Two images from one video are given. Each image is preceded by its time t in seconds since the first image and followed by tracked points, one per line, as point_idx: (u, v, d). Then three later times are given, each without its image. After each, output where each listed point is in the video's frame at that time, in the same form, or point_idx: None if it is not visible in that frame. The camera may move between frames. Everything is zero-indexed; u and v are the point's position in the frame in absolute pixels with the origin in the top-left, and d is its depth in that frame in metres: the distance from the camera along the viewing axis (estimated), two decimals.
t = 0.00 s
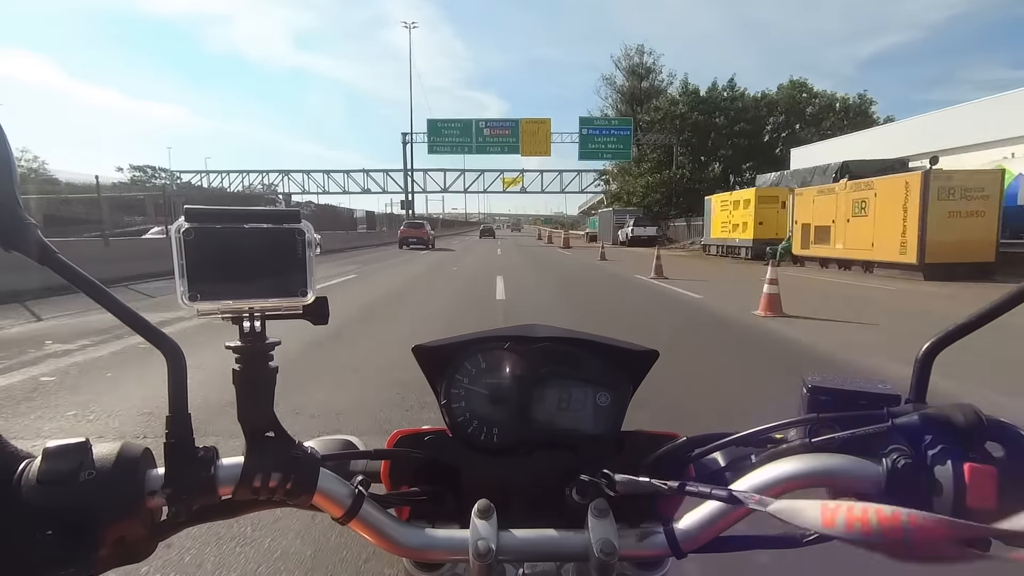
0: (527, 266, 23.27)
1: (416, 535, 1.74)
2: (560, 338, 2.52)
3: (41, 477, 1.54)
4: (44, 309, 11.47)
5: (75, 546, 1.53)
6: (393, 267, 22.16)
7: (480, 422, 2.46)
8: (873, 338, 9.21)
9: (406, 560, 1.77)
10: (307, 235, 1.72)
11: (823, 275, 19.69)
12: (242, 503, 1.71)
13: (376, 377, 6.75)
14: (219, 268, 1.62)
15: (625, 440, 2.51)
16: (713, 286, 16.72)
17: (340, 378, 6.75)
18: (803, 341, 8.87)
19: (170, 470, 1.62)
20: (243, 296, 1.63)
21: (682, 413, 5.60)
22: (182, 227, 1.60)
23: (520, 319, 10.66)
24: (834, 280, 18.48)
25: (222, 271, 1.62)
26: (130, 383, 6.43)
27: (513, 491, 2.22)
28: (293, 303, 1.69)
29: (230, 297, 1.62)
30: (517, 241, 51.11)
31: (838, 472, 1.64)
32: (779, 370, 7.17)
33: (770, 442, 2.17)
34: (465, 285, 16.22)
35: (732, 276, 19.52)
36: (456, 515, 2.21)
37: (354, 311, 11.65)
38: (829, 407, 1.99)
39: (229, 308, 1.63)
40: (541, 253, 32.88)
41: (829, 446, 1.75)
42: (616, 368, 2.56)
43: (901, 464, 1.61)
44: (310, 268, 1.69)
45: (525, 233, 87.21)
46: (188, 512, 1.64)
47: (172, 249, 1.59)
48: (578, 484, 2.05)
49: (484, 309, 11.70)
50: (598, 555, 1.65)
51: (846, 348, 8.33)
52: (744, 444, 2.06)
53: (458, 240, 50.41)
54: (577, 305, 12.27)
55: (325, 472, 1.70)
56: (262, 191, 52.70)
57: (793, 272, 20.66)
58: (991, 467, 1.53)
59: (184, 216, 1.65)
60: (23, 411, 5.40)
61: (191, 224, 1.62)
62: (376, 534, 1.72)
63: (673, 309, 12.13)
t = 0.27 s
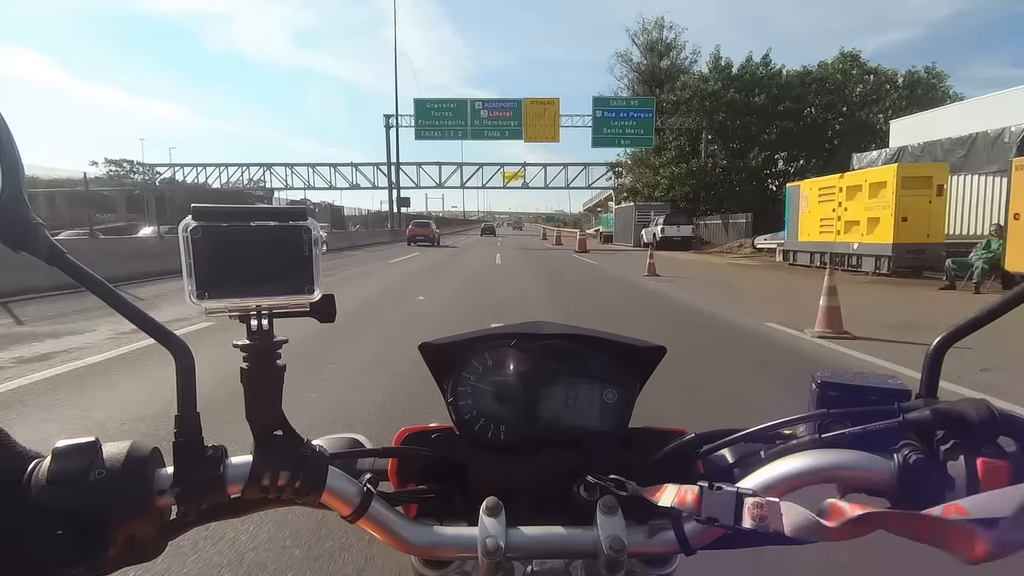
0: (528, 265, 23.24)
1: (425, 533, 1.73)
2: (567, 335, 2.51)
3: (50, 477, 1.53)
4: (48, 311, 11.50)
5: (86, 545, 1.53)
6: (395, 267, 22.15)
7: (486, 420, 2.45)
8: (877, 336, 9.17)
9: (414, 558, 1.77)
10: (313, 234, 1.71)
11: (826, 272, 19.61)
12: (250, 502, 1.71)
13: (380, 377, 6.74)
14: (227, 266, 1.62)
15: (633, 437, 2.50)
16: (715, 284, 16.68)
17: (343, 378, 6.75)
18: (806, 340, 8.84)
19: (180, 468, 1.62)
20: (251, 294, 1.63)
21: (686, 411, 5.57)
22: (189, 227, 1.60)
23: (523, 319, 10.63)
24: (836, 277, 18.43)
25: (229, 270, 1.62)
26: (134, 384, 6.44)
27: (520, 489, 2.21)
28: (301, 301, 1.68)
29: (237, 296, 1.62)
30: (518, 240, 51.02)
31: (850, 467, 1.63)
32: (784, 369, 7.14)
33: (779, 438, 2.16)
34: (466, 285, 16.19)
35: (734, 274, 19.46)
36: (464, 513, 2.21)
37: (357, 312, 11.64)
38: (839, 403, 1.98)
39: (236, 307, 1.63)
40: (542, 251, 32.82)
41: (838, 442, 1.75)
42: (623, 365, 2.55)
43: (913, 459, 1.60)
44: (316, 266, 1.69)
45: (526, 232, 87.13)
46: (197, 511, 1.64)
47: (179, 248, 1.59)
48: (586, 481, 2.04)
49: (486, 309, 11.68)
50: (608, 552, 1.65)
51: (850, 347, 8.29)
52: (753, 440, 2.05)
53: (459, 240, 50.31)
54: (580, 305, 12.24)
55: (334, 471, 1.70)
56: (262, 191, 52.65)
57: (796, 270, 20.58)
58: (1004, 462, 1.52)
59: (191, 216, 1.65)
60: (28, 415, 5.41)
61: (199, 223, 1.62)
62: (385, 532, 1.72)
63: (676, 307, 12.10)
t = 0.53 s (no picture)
0: (526, 267, 23.27)
1: (425, 541, 1.77)
2: (564, 343, 2.55)
3: (60, 490, 1.57)
4: (46, 314, 11.52)
5: (94, 556, 1.57)
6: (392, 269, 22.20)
7: (485, 428, 2.49)
8: (872, 339, 9.23)
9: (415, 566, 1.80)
10: (315, 248, 1.76)
11: (823, 272, 19.67)
12: (254, 513, 1.75)
13: (375, 382, 6.76)
14: (230, 282, 1.66)
15: (629, 444, 2.54)
16: (712, 285, 16.74)
17: (341, 383, 6.77)
18: (801, 342, 8.88)
19: (186, 480, 1.66)
20: (255, 310, 1.67)
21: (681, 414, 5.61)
22: (194, 244, 1.64)
23: (518, 323, 10.67)
24: (833, 278, 18.48)
25: (234, 285, 1.66)
26: (134, 389, 6.47)
27: (519, 497, 2.25)
28: (302, 314, 1.73)
29: (242, 311, 1.66)
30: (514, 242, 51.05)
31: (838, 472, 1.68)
32: (781, 372, 7.17)
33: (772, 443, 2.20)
34: (464, 287, 16.22)
35: (731, 275, 19.53)
36: (464, 520, 2.25)
37: (355, 315, 11.67)
38: (828, 409, 2.03)
39: (241, 321, 1.67)
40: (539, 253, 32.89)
41: (828, 447, 1.79)
42: (619, 373, 2.59)
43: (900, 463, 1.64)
44: (318, 281, 1.73)
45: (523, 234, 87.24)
46: (202, 522, 1.67)
47: (185, 264, 1.63)
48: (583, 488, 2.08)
49: (484, 311, 11.71)
50: (605, 558, 1.69)
51: (845, 349, 8.34)
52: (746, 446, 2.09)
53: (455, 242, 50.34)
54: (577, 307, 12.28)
55: (335, 481, 1.74)
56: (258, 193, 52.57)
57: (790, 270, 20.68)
58: (987, 465, 1.56)
59: (195, 233, 1.69)
60: (26, 418, 5.43)
61: (203, 240, 1.66)
62: (386, 541, 1.76)
63: (672, 309, 12.14)
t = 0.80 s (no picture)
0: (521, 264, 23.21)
1: (419, 538, 1.75)
2: (559, 339, 2.52)
3: (45, 488, 1.54)
4: (38, 312, 11.43)
5: (79, 554, 1.54)
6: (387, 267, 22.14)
7: (480, 424, 2.47)
8: (867, 334, 9.22)
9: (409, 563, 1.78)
10: (304, 242, 1.73)
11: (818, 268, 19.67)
12: (245, 510, 1.72)
13: (370, 381, 6.72)
14: (218, 275, 1.63)
15: (624, 439, 2.52)
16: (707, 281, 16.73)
17: (336, 381, 6.73)
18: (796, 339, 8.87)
19: (174, 477, 1.63)
20: (243, 304, 1.64)
21: (677, 411, 5.59)
22: (180, 237, 1.61)
23: (515, 322, 10.63)
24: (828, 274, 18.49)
25: (221, 279, 1.63)
26: (128, 386, 6.43)
27: (514, 493, 2.23)
28: (292, 310, 1.70)
29: (230, 305, 1.64)
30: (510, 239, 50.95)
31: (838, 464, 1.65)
32: (776, 369, 7.15)
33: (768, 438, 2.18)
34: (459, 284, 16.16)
35: (726, 271, 19.52)
36: (458, 517, 2.22)
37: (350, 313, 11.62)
38: (825, 402, 2.01)
39: (229, 316, 1.64)
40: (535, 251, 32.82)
41: (825, 440, 1.77)
42: (614, 368, 2.57)
43: (897, 455, 1.63)
44: (307, 275, 1.70)
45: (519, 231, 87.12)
46: (191, 520, 1.64)
47: (171, 258, 1.60)
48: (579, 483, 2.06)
49: (480, 309, 11.67)
50: (601, 554, 1.66)
51: (841, 345, 8.32)
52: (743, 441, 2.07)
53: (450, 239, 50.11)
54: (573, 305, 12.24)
55: (327, 477, 1.71)
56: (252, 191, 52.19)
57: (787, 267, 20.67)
58: (987, 458, 1.55)
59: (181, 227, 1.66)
60: (20, 415, 5.41)
61: (189, 233, 1.63)
62: (379, 538, 1.73)
63: (668, 306, 12.13)
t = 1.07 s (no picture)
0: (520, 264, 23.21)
1: (413, 530, 1.74)
2: (555, 333, 2.52)
3: (38, 474, 1.54)
4: (36, 307, 11.42)
5: (72, 541, 1.54)
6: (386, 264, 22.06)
7: (476, 418, 2.47)
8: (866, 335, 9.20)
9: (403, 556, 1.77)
10: (302, 231, 1.72)
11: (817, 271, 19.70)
12: (239, 500, 1.71)
13: (367, 376, 6.71)
14: (217, 263, 1.62)
15: (620, 435, 2.52)
16: (706, 282, 16.77)
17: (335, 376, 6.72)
18: (794, 339, 8.84)
19: (168, 465, 1.63)
20: (240, 291, 1.63)
21: (674, 409, 5.58)
22: (177, 224, 1.60)
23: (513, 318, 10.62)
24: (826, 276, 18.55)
25: (220, 267, 1.62)
26: (126, 380, 6.42)
27: (509, 487, 2.23)
28: (289, 299, 1.69)
29: (226, 293, 1.63)
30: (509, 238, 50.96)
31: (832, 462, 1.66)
32: (774, 368, 7.14)
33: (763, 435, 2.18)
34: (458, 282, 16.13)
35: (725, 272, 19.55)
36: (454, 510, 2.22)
37: (348, 309, 11.60)
38: (822, 401, 2.01)
39: (226, 304, 1.63)
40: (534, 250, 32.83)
41: (821, 439, 1.77)
42: (611, 363, 2.57)
43: (892, 454, 1.63)
44: (305, 263, 1.70)
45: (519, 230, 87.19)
46: (185, 509, 1.64)
47: (168, 244, 1.59)
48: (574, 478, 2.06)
49: (478, 306, 11.65)
50: (595, 548, 1.66)
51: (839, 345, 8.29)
52: (738, 437, 2.08)
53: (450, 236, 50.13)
54: (571, 304, 12.24)
55: (322, 469, 1.71)
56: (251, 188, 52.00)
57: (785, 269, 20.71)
58: (981, 457, 1.55)
59: (179, 213, 1.65)
60: (16, 408, 5.41)
61: (187, 220, 1.62)
62: (374, 530, 1.73)
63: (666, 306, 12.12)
